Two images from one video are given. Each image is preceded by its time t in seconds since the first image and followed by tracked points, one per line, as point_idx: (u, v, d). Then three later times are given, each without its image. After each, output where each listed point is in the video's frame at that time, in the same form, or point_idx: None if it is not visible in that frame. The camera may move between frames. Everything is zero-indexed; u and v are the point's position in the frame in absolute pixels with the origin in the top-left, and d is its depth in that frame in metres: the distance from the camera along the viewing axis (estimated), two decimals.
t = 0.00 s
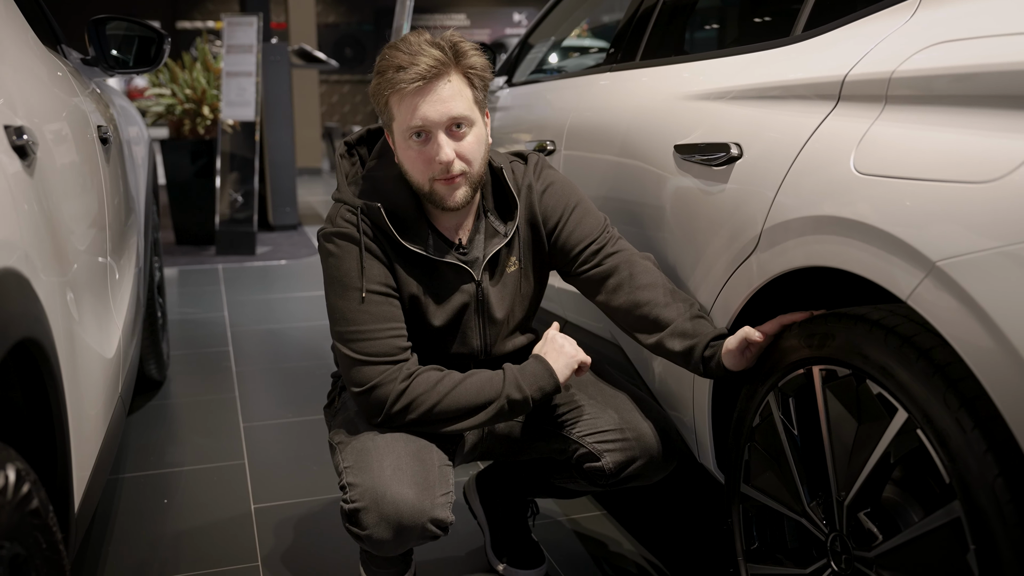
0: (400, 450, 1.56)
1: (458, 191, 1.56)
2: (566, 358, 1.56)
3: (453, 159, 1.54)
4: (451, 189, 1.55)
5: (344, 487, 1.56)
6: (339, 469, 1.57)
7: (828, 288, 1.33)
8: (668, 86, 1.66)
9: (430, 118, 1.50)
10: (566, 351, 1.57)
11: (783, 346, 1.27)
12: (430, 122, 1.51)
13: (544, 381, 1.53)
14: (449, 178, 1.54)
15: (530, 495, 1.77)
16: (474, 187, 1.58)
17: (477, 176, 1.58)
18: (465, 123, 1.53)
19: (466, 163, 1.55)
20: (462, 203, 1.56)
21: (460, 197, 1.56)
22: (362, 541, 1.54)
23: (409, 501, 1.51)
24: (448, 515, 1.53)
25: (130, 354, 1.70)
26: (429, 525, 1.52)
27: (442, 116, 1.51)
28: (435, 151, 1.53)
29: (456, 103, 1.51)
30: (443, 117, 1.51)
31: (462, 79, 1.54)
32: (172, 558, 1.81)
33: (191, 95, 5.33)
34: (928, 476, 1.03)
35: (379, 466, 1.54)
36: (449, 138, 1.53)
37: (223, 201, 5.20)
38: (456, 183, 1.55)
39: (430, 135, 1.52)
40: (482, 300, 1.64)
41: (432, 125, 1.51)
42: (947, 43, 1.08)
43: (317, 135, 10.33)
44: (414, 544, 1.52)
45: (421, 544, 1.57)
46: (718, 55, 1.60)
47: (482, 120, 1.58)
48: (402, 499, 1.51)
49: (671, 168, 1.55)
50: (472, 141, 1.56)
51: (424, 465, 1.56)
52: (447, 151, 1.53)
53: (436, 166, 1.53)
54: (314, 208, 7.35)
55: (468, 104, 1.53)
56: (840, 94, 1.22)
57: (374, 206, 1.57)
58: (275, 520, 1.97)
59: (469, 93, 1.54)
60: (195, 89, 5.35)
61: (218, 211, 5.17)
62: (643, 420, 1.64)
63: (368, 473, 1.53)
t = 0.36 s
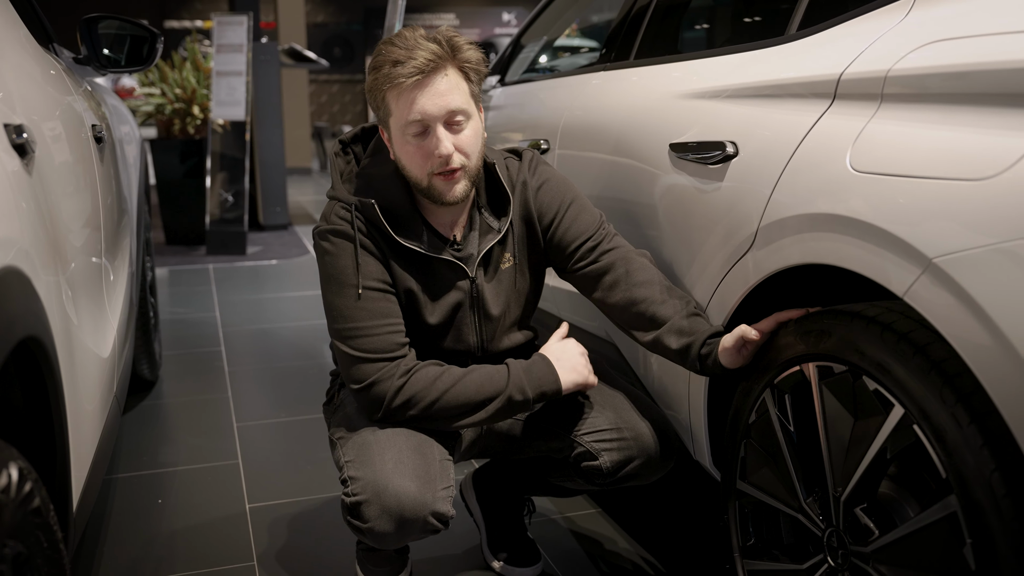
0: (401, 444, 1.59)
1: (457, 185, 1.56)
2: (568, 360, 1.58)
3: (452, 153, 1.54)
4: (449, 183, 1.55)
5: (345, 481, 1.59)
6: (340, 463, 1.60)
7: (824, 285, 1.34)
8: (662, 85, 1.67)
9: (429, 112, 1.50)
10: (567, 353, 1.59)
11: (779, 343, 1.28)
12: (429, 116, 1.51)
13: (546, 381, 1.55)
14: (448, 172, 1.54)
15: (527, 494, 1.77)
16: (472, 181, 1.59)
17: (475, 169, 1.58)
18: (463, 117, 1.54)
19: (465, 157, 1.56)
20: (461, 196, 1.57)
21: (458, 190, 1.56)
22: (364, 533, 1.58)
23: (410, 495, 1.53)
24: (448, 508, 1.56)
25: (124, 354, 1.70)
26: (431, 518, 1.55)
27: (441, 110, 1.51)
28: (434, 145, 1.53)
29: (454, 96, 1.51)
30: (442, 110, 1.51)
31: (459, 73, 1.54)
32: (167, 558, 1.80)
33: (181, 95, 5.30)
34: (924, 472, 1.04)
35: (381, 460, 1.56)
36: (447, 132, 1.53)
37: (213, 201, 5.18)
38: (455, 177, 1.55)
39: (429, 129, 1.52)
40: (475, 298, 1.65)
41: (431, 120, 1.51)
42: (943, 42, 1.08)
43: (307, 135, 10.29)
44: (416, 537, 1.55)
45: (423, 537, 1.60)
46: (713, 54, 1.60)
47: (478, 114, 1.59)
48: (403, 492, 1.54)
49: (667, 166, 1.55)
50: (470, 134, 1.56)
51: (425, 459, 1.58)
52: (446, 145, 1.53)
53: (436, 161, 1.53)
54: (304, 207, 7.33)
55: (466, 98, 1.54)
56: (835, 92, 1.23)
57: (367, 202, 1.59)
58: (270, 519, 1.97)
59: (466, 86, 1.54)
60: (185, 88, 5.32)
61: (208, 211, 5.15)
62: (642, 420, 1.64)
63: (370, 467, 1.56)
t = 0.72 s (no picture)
0: (392, 442, 1.59)
1: (450, 168, 1.56)
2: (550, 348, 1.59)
3: (441, 137, 1.54)
4: (443, 166, 1.55)
5: (337, 479, 1.59)
6: (332, 461, 1.60)
7: (818, 283, 1.35)
8: (656, 84, 1.68)
9: (411, 101, 1.51)
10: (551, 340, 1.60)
11: (773, 339, 1.29)
12: (411, 104, 1.51)
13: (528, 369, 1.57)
14: (440, 156, 1.54)
15: (522, 492, 1.78)
16: (464, 166, 1.58)
17: (466, 153, 1.59)
18: (445, 101, 1.55)
19: (454, 140, 1.56)
20: (457, 178, 1.56)
21: (453, 172, 1.55)
22: (355, 532, 1.57)
23: (401, 491, 1.54)
24: (440, 504, 1.56)
25: (118, 353, 1.69)
26: (422, 514, 1.54)
27: (422, 96, 1.52)
28: (421, 132, 1.53)
29: (432, 81, 1.53)
30: (423, 97, 1.52)
31: (433, 60, 1.56)
32: (161, 557, 1.80)
33: (170, 95, 5.28)
34: (918, 467, 1.05)
35: (371, 457, 1.57)
36: (432, 118, 1.54)
37: (203, 201, 5.16)
38: (447, 160, 1.54)
39: (414, 118, 1.53)
40: (470, 293, 1.66)
41: (414, 108, 1.52)
42: (937, 41, 1.09)
43: (296, 135, 10.26)
44: (407, 533, 1.55)
45: (416, 535, 1.59)
46: (706, 54, 1.61)
47: (460, 99, 1.60)
48: (394, 488, 1.54)
49: (660, 164, 1.56)
50: (455, 117, 1.56)
51: (416, 457, 1.59)
52: (433, 130, 1.53)
53: (426, 147, 1.53)
54: (294, 207, 7.31)
55: (445, 83, 1.55)
56: (829, 91, 1.24)
57: (360, 200, 1.60)
58: (264, 518, 1.96)
59: (443, 73, 1.56)
60: (175, 88, 5.30)
61: (198, 211, 5.13)
62: (635, 419, 1.64)
63: (361, 464, 1.56)
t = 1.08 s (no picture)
0: (386, 437, 1.60)
1: (456, 188, 1.58)
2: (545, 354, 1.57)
3: (450, 159, 1.55)
4: (449, 187, 1.57)
5: (331, 475, 1.60)
6: (326, 457, 1.60)
7: (812, 279, 1.35)
8: (648, 83, 1.68)
9: (422, 124, 1.51)
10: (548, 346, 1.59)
11: (768, 336, 1.30)
12: (423, 126, 1.51)
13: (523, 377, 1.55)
14: (447, 176, 1.56)
15: (516, 489, 1.78)
16: (469, 182, 1.60)
17: (471, 170, 1.60)
18: (455, 122, 1.55)
19: (462, 160, 1.57)
20: (462, 198, 1.58)
21: (458, 192, 1.58)
22: (352, 526, 1.59)
23: (397, 485, 1.55)
24: (435, 497, 1.58)
25: (111, 352, 1.68)
26: (418, 507, 1.57)
27: (434, 119, 1.51)
28: (431, 154, 1.54)
29: (445, 104, 1.52)
30: (435, 120, 1.52)
31: (445, 78, 1.55)
32: (154, 557, 1.79)
33: (158, 94, 5.27)
34: (911, 462, 1.06)
35: (366, 452, 1.57)
36: (441, 139, 1.54)
37: (192, 201, 5.14)
38: (454, 180, 1.56)
39: (424, 139, 1.53)
40: (468, 294, 1.67)
41: (426, 130, 1.52)
42: (929, 40, 1.11)
43: (284, 135, 10.22)
44: (405, 526, 1.57)
45: (411, 526, 1.62)
46: (698, 53, 1.62)
47: (468, 114, 1.60)
48: (390, 483, 1.55)
49: (654, 163, 1.57)
50: (463, 137, 1.57)
51: (410, 450, 1.60)
52: (443, 152, 1.54)
53: (434, 168, 1.54)
54: (283, 207, 7.29)
55: (455, 103, 1.54)
56: (822, 90, 1.25)
57: (362, 199, 1.61)
58: (257, 518, 1.96)
59: (454, 92, 1.55)
60: (163, 88, 5.28)
61: (186, 211, 5.11)
62: (629, 414, 1.65)
63: (355, 459, 1.57)
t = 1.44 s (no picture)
0: (385, 437, 1.60)
1: (449, 185, 1.58)
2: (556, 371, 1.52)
3: (444, 156, 1.55)
4: (442, 183, 1.57)
5: (330, 474, 1.60)
6: (325, 456, 1.60)
7: (806, 276, 1.37)
8: (642, 82, 1.69)
9: (419, 118, 1.51)
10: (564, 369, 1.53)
11: (761, 333, 1.31)
12: (419, 121, 1.52)
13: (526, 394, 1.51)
14: (440, 173, 1.56)
15: (511, 487, 1.79)
16: (463, 180, 1.60)
17: (466, 168, 1.60)
18: (452, 119, 1.55)
19: (456, 158, 1.57)
20: (454, 195, 1.58)
21: (451, 189, 1.58)
22: (350, 525, 1.59)
23: (396, 485, 1.55)
24: (433, 497, 1.58)
25: (103, 351, 1.68)
26: (416, 507, 1.57)
27: (431, 115, 1.52)
28: (425, 149, 1.54)
29: (443, 100, 1.52)
30: (432, 116, 1.52)
31: (445, 76, 1.55)
32: (148, 556, 1.79)
33: (146, 94, 5.24)
34: (905, 457, 1.07)
35: (365, 452, 1.57)
36: (437, 135, 1.55)
37: (180, 201, 5.11)
38: (447, 177, 1.57)
39: (421, 134, 1.53)
40: (464, 294, 1.67)
41: (422, 125, 1.52)
42: (921, 40, 1.12)
43: (272, 135, 10.19)
44: (402, 526, 1.57)
45: (409, 526, 1.62)
46: (691, 52, 1.63)
47: (466, 114, 1.60)
48: (389, 483, 1.55)
49: (647, 161, 1.58)
50: (460, 135, 1.57)
51: (408, 450, 1.60)
52: (438, 148, 1.54)
53: (427, 163, 1.55)
54: (271, 207, 7.26)
55: (454, 100, 1.55)
56: (815, 89, 1.26)
57: (357, 199, 1.62)
58: (250, 518, 1.96)
59: (453, 89, 1.55)
60: (151, 87, 5.26)
61: (175, 211, 5.09)
62: (624, 409, 1.67)
63: (354, 459, 1.57)
